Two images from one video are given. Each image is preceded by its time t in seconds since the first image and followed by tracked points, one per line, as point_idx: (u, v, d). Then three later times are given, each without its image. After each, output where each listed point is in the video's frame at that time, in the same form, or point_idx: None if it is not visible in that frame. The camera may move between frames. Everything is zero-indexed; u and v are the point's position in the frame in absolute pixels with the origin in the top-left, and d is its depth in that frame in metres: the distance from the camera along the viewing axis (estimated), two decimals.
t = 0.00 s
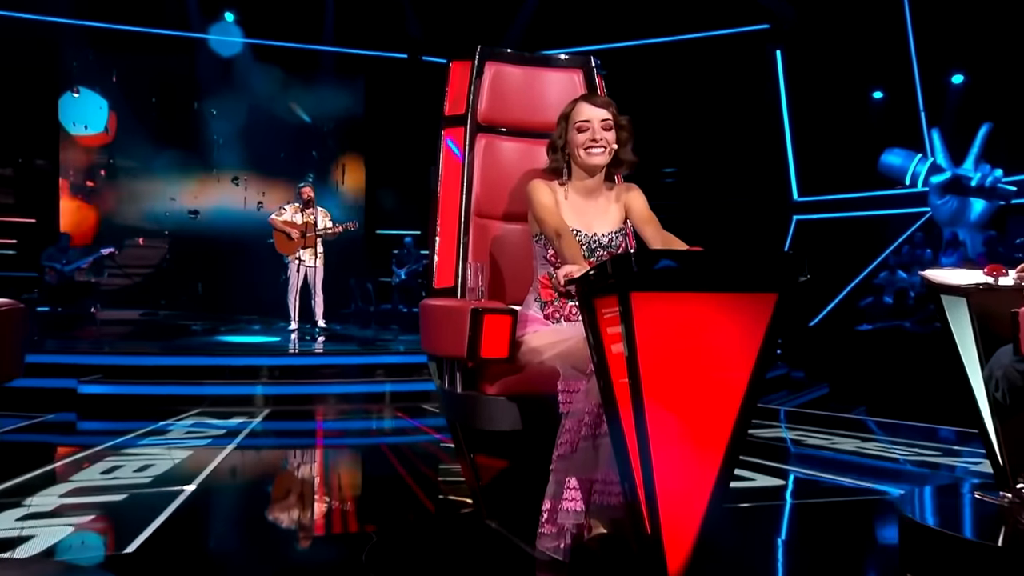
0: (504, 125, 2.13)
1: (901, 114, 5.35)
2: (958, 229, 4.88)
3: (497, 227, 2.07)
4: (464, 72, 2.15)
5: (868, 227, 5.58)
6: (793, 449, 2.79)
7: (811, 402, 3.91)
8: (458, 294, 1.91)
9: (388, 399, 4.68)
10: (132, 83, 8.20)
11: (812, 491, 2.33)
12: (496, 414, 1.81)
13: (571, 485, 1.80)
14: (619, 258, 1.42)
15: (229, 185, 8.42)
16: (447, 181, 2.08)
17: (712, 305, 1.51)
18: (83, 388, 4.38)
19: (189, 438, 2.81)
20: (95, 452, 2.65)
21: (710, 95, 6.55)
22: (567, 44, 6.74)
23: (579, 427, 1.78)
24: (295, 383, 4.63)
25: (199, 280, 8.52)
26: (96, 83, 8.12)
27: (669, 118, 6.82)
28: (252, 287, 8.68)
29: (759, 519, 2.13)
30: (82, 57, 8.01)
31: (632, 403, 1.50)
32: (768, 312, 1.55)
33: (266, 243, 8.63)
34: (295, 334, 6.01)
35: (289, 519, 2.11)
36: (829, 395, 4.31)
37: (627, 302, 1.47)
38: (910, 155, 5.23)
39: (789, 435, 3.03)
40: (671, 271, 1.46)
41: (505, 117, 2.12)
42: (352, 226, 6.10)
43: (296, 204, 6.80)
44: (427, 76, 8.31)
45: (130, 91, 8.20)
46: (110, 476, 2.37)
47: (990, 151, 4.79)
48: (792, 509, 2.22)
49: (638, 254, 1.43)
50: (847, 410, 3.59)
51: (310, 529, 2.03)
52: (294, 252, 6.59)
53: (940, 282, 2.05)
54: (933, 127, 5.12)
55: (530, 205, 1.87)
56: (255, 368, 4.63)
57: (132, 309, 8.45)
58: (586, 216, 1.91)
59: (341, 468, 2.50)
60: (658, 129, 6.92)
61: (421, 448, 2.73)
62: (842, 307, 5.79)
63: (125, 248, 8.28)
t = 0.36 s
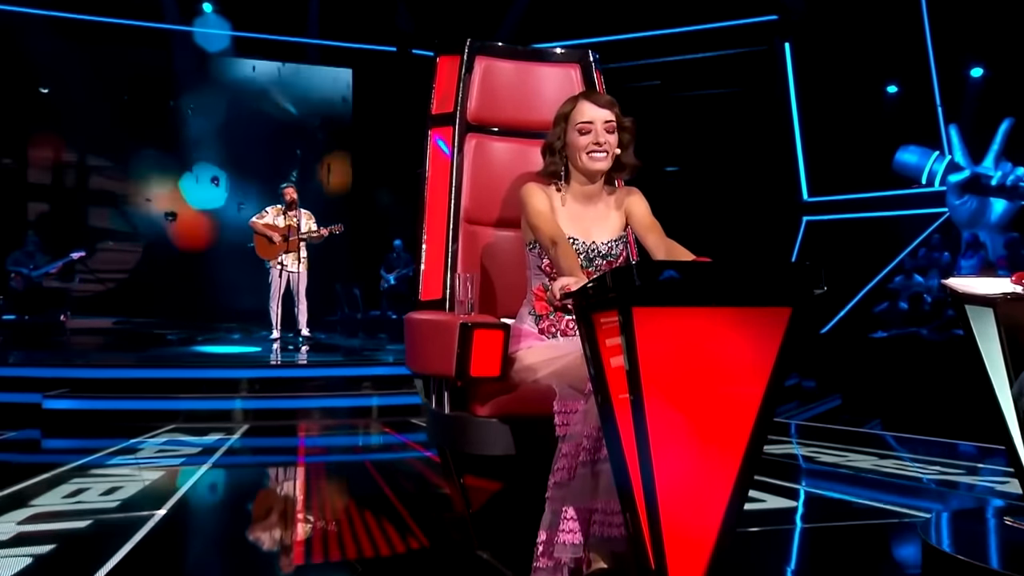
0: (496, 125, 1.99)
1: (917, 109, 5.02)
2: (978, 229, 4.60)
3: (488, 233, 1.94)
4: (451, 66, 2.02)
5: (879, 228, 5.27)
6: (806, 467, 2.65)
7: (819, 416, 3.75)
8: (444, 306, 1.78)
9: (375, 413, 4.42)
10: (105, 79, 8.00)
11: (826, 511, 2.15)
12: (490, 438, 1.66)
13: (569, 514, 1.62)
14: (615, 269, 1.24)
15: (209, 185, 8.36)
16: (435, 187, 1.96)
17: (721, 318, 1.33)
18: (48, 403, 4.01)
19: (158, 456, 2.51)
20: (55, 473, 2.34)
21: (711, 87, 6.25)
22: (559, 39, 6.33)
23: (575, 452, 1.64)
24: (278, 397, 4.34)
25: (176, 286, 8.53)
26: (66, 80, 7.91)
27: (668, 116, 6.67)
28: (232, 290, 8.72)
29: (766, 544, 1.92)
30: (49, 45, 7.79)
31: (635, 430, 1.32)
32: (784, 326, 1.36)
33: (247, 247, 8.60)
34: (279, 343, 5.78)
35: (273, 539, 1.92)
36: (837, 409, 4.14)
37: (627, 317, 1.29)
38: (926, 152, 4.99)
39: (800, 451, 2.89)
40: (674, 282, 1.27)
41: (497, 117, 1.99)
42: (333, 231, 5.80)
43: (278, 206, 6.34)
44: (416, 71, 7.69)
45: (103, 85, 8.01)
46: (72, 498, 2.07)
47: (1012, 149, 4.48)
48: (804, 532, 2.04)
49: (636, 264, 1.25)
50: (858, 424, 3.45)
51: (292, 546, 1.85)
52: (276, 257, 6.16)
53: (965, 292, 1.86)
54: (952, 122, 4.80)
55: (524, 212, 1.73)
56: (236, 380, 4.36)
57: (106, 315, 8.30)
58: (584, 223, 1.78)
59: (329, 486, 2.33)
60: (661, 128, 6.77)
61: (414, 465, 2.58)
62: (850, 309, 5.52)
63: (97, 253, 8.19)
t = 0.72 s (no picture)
0: (487, 125, 1.89)
1: (936, 107, 4.69)
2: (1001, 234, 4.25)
3: (481, 241, 1.84)
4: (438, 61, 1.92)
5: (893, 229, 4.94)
6: (820, 485, 2.51)
7: (832, 429, 3.60)
8: (433, 317, 1.67)
9: (367, 425, 4.27)
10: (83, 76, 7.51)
11: (842, 533, 2.02)
12: (480, 461, 1.55)
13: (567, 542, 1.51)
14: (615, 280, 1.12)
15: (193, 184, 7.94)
16: (423, 192, 1.85)
17: (726, 332, 1.20)
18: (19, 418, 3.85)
19: (137, 474, 2.38)
20: (28, 492, 2.19)
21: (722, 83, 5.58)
22: (559, 32, 5.88)
23: (572, 475, 1.53)
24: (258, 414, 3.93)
25: (158, 291, 7.87)
26: (41, 72, 7.34)
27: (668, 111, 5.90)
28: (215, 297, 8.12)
29: (777, 569, 1.80)
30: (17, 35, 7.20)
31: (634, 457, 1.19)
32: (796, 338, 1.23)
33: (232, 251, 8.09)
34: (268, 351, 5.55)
35: (259, 562, 1.74)
36: (851, 420, 4.00)
37: (623, 332, 1.17)
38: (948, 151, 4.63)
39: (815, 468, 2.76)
40: (677, 294, 1.15)
41: (489, 116, 1.89)
42: (321, 234, 5.54)
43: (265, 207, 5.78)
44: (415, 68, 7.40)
45: (77, 76, 7.47)
46: (39, 523, 1.87)
47: None
48: (817, 555, 1.91)
49: (631, 276, 1.14)
50: (874, 438, 3.30)
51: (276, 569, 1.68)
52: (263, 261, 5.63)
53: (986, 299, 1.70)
54: (972, 121, 4.46)
55: (518, 218, 1.62)
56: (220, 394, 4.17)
57: (82, 322, 7.62)
58: (581, 231, 1.67)
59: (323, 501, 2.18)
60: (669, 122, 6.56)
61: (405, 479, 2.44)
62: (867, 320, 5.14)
63: (75, 256, 7.55)
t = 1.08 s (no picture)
0: (485, 123, 1.84)
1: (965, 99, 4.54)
2: None
3: (478, 245, 1.81)
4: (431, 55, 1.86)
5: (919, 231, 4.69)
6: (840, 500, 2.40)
7: (854, 439, 3.47)
8: (428, 327, 1.63)
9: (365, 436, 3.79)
10: (74, 68, 6.94)
11: (863, 551, 1.91)
12: (476, 479, 1.48)
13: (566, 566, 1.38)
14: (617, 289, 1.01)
15: (188, 183, 7.37)
16: (416, 192, 1.80)
17: (735, 342, 1.09)
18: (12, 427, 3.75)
19: (124, 488, 2.32)
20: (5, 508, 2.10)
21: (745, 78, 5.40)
22: (566, 23, 5.62)
23: (573, 496, 1.42)
24: (254, 420, 3.70)
25: (156, 293, 7.40)
26: (29, 64, 6.82)
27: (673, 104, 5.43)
28: (211, 301, 7.59)
29: None
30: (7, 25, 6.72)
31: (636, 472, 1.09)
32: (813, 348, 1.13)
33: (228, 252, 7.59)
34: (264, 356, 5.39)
35: None
36: (876, 429, 3.85)
37: (625, 341, 1.07)
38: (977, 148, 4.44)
39: (836, 482, 2.65)
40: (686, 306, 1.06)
41: (486, 114, 1.84)
42: (320, 233, 5.46)
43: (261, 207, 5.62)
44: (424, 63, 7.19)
45: (70, 67, 6.93)
46: (19, 540, 1.79)
47: None
48: None
49: (636, 286, 1.04)
50: (897, 450, 3.18)
51: None
52: (258, 263, 5.45)
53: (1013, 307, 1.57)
54: (1004, 113, 4.33)
55: (516, 223, 1.55)
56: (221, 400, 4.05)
57: (70, 328, 7.15)
58: (582, 236, 1.61)
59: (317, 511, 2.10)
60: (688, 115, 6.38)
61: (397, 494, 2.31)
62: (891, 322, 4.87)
63: (65, 258, 7.02)
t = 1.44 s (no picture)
0: (487, 120, 1.81)
1: (995, 93, 4.29)
2: None
3: (480, 248, 1.78)
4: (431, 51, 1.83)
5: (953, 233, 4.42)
6: (868, 515, 2.29)
7: (882, 449, 3.37)
8: (427, 335, 1.61)
9: (367, 446, 3.59)
10: (64, 65, 6.81)
11: (890, 570, 1.82)
12: (476, 496, 1.40)
13: None
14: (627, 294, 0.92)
15: (187, 180, 7.19)
16: (415, 196, 1.77)
17: (750, 351, 1.01)
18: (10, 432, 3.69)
19: (115, 499, 2.26)
20: None
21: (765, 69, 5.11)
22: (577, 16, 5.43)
23: (579, 517, 1.33)
24: (250, 429, 3.55)
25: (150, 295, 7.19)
26: (22, 60, 6.66)
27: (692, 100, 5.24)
28: (205, 301, 7.30)
29: None
30: None
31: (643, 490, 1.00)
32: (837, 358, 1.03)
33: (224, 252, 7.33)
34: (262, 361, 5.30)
35: None
36: (904, 438, 3.74)
37: (631, 351, 0.99)
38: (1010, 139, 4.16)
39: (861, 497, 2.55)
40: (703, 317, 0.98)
41: (488, 111, 1.80)
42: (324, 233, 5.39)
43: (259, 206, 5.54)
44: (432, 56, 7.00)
45: (66, 65, 6.81)
46: None
47: None
48: None
49: (643, 295, 0.96)
50: (925, 461, 3.07)
51: None
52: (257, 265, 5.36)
53: None
54: None
55: (520, 225, 1.50)
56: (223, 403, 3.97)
57: (67, 330, 7.10)
58: (591, 240, 1.57)
59: (318, 525, 2.01)
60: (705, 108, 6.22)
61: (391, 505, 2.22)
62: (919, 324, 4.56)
63: (57, 258, 6.92)
